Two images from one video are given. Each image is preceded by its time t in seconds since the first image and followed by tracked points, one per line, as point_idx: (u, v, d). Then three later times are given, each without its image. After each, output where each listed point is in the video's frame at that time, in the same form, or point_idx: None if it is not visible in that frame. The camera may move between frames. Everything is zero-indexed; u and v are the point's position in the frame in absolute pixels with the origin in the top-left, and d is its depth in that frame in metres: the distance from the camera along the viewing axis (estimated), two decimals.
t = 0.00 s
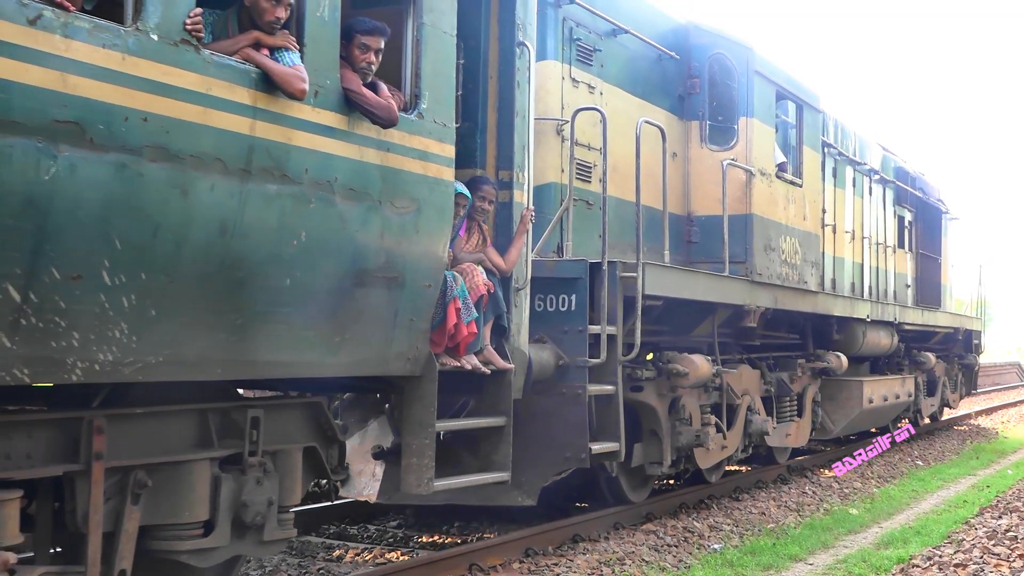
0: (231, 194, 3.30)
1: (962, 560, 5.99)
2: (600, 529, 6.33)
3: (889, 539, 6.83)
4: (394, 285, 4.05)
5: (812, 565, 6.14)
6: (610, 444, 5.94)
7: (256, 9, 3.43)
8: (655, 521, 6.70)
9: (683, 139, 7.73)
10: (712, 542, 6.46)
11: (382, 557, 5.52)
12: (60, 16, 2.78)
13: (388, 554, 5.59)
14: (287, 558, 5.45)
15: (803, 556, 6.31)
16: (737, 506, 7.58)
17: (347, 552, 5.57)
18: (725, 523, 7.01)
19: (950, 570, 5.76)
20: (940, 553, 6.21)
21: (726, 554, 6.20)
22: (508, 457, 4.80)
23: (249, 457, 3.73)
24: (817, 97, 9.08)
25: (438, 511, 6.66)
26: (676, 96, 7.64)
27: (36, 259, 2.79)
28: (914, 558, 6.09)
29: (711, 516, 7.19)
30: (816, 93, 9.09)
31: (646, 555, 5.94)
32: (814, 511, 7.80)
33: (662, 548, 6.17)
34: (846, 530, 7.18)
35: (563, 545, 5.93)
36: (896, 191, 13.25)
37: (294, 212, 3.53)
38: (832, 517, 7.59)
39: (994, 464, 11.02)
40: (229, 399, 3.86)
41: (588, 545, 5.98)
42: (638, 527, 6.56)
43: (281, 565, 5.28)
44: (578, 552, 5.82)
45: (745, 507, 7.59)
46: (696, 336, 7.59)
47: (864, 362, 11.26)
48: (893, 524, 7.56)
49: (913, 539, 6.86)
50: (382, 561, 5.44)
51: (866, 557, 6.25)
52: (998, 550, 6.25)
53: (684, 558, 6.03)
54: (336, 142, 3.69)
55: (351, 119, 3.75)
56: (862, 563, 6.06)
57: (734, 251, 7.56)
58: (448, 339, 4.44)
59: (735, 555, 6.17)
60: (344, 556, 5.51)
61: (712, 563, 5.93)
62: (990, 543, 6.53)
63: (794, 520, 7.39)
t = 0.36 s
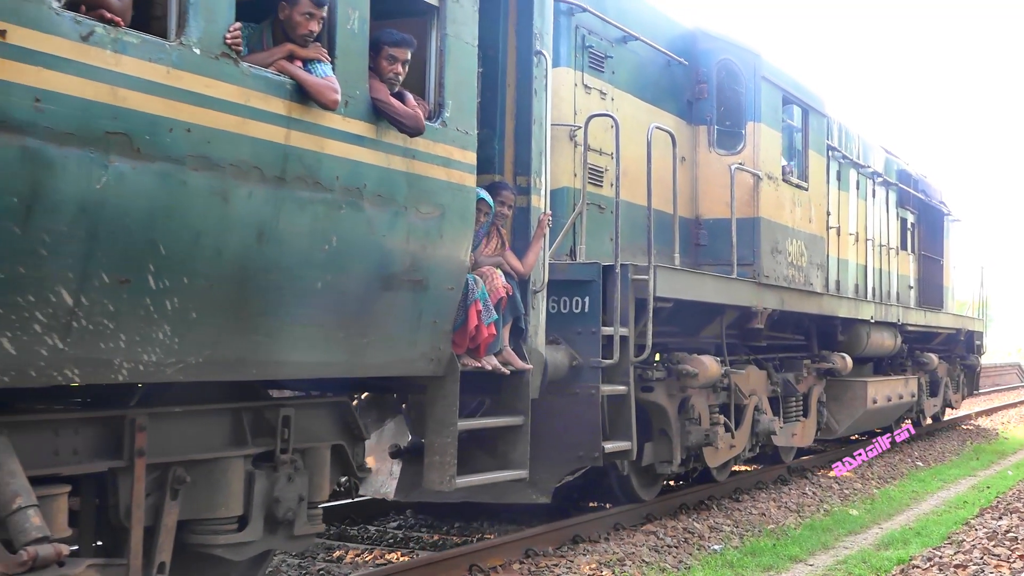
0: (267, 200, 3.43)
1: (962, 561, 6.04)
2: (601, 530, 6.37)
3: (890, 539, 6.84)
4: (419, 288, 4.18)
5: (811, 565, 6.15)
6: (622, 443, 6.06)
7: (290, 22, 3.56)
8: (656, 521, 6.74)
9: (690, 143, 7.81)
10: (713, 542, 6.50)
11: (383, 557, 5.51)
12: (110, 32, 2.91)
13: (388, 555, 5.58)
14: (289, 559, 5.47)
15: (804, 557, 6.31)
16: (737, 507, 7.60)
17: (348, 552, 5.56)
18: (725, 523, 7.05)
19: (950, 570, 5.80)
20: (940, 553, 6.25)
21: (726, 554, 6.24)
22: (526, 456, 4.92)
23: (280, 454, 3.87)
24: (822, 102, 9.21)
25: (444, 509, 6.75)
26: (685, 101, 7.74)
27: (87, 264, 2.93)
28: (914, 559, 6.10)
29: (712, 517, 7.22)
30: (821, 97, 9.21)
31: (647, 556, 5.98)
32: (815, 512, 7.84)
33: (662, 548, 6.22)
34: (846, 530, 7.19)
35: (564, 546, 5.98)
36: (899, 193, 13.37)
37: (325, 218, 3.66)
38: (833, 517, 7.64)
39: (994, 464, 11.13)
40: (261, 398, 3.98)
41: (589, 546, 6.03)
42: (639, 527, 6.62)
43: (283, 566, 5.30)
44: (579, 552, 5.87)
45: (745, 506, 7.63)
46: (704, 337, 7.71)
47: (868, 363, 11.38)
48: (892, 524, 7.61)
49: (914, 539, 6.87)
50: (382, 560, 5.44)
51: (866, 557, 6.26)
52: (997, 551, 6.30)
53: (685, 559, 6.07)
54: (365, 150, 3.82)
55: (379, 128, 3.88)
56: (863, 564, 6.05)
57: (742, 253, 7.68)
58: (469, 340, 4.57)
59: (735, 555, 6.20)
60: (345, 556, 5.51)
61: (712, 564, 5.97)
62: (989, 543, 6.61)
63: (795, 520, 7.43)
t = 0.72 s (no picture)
0: (303, 208, 3.56)
1: (962, 562, 6.04)
2: (601, 531, 6.41)
3: (890, 541, 6.93)
4: (444, 291, 4.31)
5: (811, 566, 6.24)
6: (634, 442, 6.19)
7: (324, 35, 3.69)
8: (656, 522, 6.79)
9: (700, 149, 7.95)
10: (713, 543, 6.54)
11: (383, 559, 5.52)
12: (158, 47, 3.04)
13: (388, 556, 5.58)
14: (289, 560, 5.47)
15: (804, 558, 6.39)
16: (737, 508, 7.64)
17: (348, 554, 5.56)
18: (726, 524, 7.05)
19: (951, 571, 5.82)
20: (940, 555, 6.27)
21: (726, 555, 6.29)
22: (544, 453, 5.04)
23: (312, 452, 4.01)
24: (827, 107, 9.34)
25: (450, 510, 6.83)
26: (693, 107, 7.88)
27: (135, 269, 3.06)
28: (915, 560, 6.14)
29: (712, 518, 7.25)
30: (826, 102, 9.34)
31: (647, 556, 6.02)
32: (815, 513, 7.90)
33: (663, 549, 6.25)
34: (846, 531, 7.27)
35: (564, 546, 6.01)
36: (902, 196, 13.50)
37: (357, 224, 3.79)
38: (833, 518, 7.68)
39: (994, 465, 11.25)
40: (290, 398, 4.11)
41: (589, 547, 6.06)
42: (639, 527, 6.66)
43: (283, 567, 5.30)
44: (579, 553, 5.90)
45: (746, 508, 7.65)
46: (713, 339, 7.84)
47: (871, 363, 11.52)
48: (893, 525, 7.68)
49: (914, 540, 6.97)
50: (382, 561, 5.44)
51: (867, 558, 6.34)
52: (998, 552, 6.30)
53: (685, 560, 6.11)
54: (394, 158, 3.95)
55: (407, 136, 4.02)
56: (863, 565, 6.16)
57: (750, 256, 7.80)
58: (491, 341, 4.70)
59: (736, 556, 6.25)
60: (345, 557, 5.52)
61: (712, 564, 6.02)
62: (989, 544, 6.63)
63: (795, 521, 7.48)
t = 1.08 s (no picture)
0: (339, 214, 3.71)
1: (965, 563, 5.93)
2: (602, 532, 6.44)
3: (891, 542, 6.93)
4: (469, 294, 4.45)
5: (812, 568, 6.23)
6: (648, 441, 6.32)
7: (358, 48, 3.84)
8: (657, 522, 6.82)
9: (710, 153, 8.07)
10: (714, 544, 6.56)
11: (385, 560, 5.54)
12: (207, 62, 3.19)
13: (390, 557, 5.59)
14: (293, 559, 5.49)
15: (805, 559, 6.40)
16: (739, 508, 7.65)
17: (352, 555, 5.58)
18: (727, 525, 7.04)
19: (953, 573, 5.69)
20: (942, 556, 6.17)
21: (728, 556, 6.32)
22: (563, 452, 5.15)
23: (344, 449, 4.15)
24: (835, 111, 9.48)
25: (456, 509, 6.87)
26: (704, 112, 8.02)
27: (185, 274, 3.21)
28: (916, 561, 6.11)
29: (714, 518, 7.25)
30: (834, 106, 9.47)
31: (648, 557, 6.04)
32: (816, 514, 7.90)
33: (664, 550, 6.27)
34: (848, 532, 7.29)
35: (566, 547, 6.03)
36: (907, 198, 13.63)
37: (389, 229, 3.93)
38: (834, 519, 7.68)
39: (996, 466, 11.31)
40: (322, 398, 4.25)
41: (591, 548, 6.09)
42: (641, 528, 6.69)
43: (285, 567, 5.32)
44: (581, 554, 5.92)
45: (747, 509, 7.64)
46: (724, 340, 7.98)
47: (877, 364, 11.65)
48: (896, 526, 7.68)
49: (915, 541, 6.98)
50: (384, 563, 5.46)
51: (869, 560, 6.35)
52: (999, 553, 6.16)
53: (687, 561, 6.12)
54: (423, 166, 4.09)
55: (435, 145, 4.16)
56: (865, 566, 6.19)
57: (760, 259, 7.92)
58: (513, 343, 4.84)
59: (737, 557, 6.27)
60: (349, 557, 5.54)
61: (713, 565, 6.05)
62: (992, 545, 6.51)
63: (797, 522, 7.49)
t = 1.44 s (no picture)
0: (375, 221, 3.85)
1: (967, 564, 6.01)
2: (604, 533, 6.50)
3: (893, 542, 6.99)
4: (495, 298, 4.58)
5: (816, 568, 6.29)
6: (662, 440, 6.41)
7: (392, 61, 3.98)
8: (659, 524, 6.90)
9: (721, 157, 8.18)
10: (716, 545, 6.63)
11: (386, 561, 5.59)
12: (254, 77, 3.35)
13: (391, 558, 5.64)
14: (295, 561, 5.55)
15: (807, 560, 6.47)
16: (741, 509, 7.70)
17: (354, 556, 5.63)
18: (729, 526, 7.10)
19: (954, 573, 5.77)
20: (944, 557, 6.26)
21: (730, 557, 6.39)
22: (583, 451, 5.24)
23: (375, 447, 4.30)
24: (842, 115, 9.61)
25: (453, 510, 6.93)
26: (714, 117, 8.15)
27: (233, 279, 3.36)
28: (918, 562, 6.18)
29: (715, 519, 7.32)
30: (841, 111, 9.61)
31: (651, 558, 6.09)
32: (818, 515, 7.97)
33: (666, 551, 6.33)
34: (850, 533, 7.36)
35: (567, 548, 6.07)
36: (911, 201, 13.76)
37: (420, 235, 4.08)
38: (836, 521, 7.75)
39: (997, 467, 11.39)
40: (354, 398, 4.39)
41: (592, 548, 6.14)
42: (643, 529, 6.75)
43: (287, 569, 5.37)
44: (582, 555, 5.97)
45: (749, 510, 7.69)
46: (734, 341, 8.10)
47: (882, 365, 11.77)
48: (897, 527, 7.76)
49: (917, 542, 7.02)
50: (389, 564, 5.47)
51: (871, 560, 6.41)
52: (1002, 554, 6.25)
53: (688, 562, 6.18)
54: (452, 174, 4.24)
55: (463, 153, 4.31)
56: (867, 567, 6.23)
57: (770, 262, 8.03)
58: (535, 344, 4.96)
59: (739, 558, 6.33)
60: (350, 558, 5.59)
61: (715, 566, 6.10)
62: (994, 546, 6.58)
63: (799, 523, 7.56)
